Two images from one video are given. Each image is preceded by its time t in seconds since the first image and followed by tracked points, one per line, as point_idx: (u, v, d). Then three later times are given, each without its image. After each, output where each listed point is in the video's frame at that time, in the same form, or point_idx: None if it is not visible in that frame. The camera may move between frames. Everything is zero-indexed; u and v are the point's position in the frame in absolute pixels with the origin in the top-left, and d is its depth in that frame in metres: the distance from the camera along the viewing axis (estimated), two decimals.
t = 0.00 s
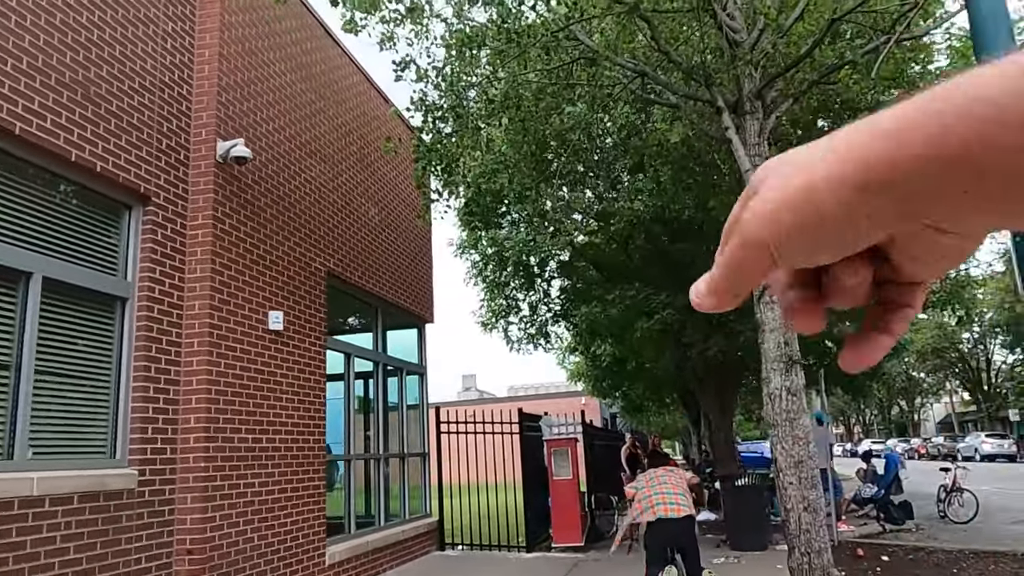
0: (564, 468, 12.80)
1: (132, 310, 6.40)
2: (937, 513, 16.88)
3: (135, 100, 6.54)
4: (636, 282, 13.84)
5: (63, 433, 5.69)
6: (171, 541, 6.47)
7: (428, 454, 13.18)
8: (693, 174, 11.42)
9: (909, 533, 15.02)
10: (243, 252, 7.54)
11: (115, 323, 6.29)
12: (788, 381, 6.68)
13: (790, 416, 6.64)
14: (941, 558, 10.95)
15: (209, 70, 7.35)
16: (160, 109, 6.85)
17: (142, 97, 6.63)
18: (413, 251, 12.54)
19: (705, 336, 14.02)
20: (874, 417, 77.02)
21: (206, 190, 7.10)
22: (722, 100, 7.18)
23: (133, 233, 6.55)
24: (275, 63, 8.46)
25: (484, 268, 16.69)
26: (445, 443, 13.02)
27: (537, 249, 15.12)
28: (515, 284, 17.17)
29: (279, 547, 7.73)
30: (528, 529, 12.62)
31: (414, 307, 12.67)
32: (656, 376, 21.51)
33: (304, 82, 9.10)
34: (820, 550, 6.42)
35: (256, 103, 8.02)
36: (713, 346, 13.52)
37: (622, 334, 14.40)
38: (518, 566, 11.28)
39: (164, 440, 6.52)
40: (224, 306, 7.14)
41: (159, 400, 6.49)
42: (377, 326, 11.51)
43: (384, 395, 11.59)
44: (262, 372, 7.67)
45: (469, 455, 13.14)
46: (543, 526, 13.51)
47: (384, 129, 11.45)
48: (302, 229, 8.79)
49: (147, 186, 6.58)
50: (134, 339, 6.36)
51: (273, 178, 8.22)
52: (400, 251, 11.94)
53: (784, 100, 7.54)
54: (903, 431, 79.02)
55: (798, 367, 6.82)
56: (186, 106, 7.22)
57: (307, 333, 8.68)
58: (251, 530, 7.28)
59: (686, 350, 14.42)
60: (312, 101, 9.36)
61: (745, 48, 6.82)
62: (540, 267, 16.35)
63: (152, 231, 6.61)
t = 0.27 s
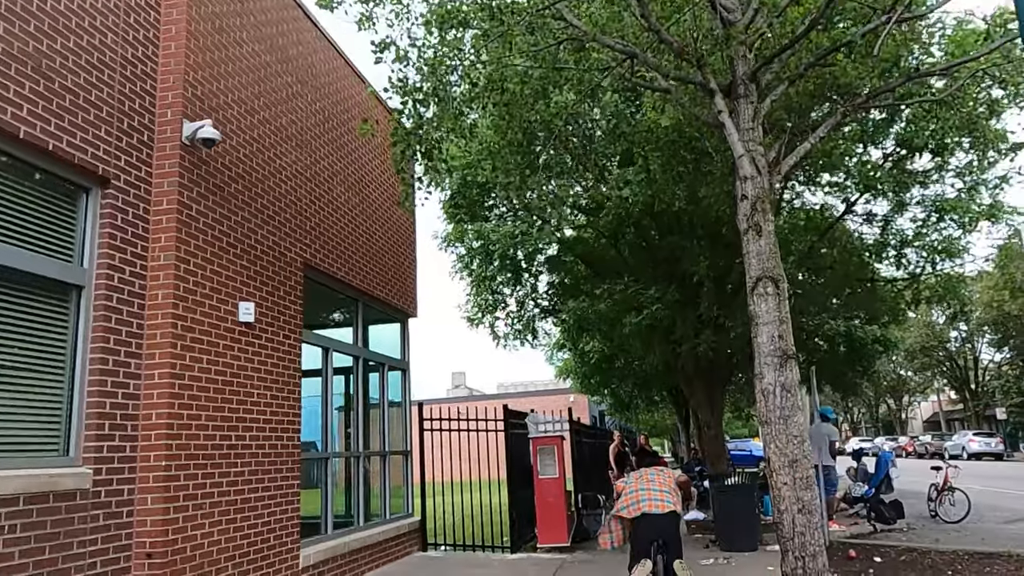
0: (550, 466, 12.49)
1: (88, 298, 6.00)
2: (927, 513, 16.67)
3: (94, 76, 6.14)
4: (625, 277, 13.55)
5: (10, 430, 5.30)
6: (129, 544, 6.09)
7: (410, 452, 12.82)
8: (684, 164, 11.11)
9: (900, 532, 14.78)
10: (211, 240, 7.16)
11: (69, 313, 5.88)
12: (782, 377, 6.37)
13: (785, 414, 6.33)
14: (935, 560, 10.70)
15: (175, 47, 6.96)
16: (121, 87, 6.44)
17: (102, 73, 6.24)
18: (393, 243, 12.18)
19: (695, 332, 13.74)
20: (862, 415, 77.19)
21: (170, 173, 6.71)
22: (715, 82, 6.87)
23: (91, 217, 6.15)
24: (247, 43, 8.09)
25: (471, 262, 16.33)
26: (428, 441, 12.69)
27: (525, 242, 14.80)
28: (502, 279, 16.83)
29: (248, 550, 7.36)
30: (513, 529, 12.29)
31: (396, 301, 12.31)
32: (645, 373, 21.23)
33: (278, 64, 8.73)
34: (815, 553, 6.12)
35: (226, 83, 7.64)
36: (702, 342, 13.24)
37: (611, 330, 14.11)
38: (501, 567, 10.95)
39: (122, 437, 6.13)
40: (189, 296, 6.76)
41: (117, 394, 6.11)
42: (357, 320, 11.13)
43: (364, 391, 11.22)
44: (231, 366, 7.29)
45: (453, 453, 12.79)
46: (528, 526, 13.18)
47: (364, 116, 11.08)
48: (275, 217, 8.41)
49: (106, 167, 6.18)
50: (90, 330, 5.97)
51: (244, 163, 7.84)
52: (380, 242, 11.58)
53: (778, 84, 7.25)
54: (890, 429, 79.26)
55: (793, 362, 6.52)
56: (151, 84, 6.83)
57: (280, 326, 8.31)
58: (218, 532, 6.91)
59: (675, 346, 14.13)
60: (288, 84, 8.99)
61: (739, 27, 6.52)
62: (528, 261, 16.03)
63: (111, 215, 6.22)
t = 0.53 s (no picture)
0: (533, 465, 12.16)
1: (33, 285, 5.59)
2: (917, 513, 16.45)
3: (42, 47, 5.74)
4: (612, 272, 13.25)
5: None
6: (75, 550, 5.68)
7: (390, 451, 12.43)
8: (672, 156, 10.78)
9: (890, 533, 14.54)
10: (171, 226, 6.77)
11: (10, 303, 5.45)
12: (772, 372, 6.04)
13: (775, 411, 6.00)
14: (926, 562, 10.43)
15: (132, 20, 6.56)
16: (71, 61, 6.02)
17: (52, 45, 5.83)
18: (372, 235, 11.79)
19: (683, 328, 13.43)
20: (850, 415, 77.38)
21: (126, 153, 6.31)
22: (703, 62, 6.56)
23: (37, 198, 5.73)
24: (213, 21, 7.70)
25: (455, 257, 15.98)
26: (407, 439, 12.32)
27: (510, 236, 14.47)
28: (487, 274, 16.48)
29: (210, 554, 6.97)
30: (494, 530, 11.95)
31: (375, 294, 11.91)
32: (633, 371, 20.93)
33: (246, 45, 8.34)
34: (805, 559, 5.80)
35: (189, 62, 7.24)
36: (690, 339, 12.95)
37: (596, 326, 13.80)
38: (482, 570, 10.60)
39: (69, 435, 5.73)
40: (145, 285, 6.36)
41: (63, 390, 5.70)
42: (333, 314, 10.74)
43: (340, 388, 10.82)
44: (192, 359, 6.90)
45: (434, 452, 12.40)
46: (511, 527, 12.82)
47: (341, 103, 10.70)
48: (243, 204, 8.02)
49: (54, 145, 5.77)
50: (33, 318, 5.55)
51: (209, 146, 7.45)
52: (358, 234, 11.19)
53: (769, 65, 6.93)
54: (878, 429, 79.45)
55: (783, 356, 6.19)
56: (106, 59, 6.42)
57: (248, 318, 7.91)
58: (177, 535, 6.52)
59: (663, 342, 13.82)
60: (259, 66, 8.60)
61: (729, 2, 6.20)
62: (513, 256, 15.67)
63: (58, 196, 5.81)
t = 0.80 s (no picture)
0: (514, 465, 11.87)
1: None
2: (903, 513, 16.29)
3: None
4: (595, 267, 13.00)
5: None
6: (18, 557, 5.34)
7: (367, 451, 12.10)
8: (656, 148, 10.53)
9: (877, 533, 14.34)
10: (127, 215, 6.43)
11: None
12: (756, 368, 5.78)
13: (758, 409, 5.75)
14: (914, 563, 10.22)
15: None
16: (16, 40, 5.67)
17: None
18: (347, 230, 11.48)
19: (668, 325, 13.19)
20: (836, 415, 77.62)
21: (77, 138, 5.98)
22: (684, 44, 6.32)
23: None
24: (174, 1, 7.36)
25: (437, 253, 15.66)
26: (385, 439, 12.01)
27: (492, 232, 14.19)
28: (469, 271, 16.18)
29: (169, 559, 6.64)
30: (474, 533, 11.65)
31: (351, 291, 11.59)
32: (619, 369, 20.70)
33: (211, 28, 8.01)
34: (789, 562, 5.54)
35: (148, 44, 6.91)
36: (674, 336, 12.72)
37: (579, 324, 13.55)
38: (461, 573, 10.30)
39: (12, 435, 5.39)
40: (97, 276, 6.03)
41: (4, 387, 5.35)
42: (306, 310, 10.41)
43: (313, 386, 10.49)
44: (149, 356, 6.57)
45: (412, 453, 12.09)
46: (491, 529, 12.53)
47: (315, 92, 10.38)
48: (207, 194, 7.69)
49: None
50: None
51: (169, 133, 7.12)
52: (331, 228, 10.87)
53: (752, 49, 6.71)
54: (864, 428, 79.76)
55: (768, 351, 5.94)
56: (55, 38, 6.08)
57: (212, 313, 7.58)
58: (132, 540, 6.19)
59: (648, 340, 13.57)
60: (225, 51, 8.27)
61: None
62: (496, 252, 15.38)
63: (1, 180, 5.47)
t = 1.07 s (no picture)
0: (501, 467, 11.53)
1: None
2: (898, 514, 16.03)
3: None
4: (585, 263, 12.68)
5: None
6: None
7: (349, 452, 11.72)
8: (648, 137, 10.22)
9: (872, 535, 14.05)
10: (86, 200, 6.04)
11: None
12: (754, 362, 5.46)
13: (756, 405, 5.42)
14: (912, 566, 9.92)
15: None
16: None
17: None
18: (328, 223, 11.12)
19: (659, 322, 12.88)
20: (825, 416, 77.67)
21: (31, 116, 5.59)
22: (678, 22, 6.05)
23: None
24: None
25: (423, 249, 15.30)
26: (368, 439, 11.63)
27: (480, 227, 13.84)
28: (456, 267, 15.82)
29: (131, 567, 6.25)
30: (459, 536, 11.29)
31: (332, 286, 11.21)
32: (609, 369, 20.39)
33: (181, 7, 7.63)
34: (789, 569, 5.21)
35: (111, 20, 6.53)
36: (665, 333, 12.41)
37: (568, 321, 13.22)
38: None
39: None
40: (53, 264, 5.65)
41: None
42: (285, 307, 10.02)
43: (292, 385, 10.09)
44: (110, 350, 6.18)
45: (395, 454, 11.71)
46: (477, 533, 12.16)
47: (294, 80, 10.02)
48: (175, 181, 7.30)
49: None
50: None
51: (134, 115, 6.74)
52: (312, 221, 10.51)
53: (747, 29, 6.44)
54: (853, 429, 79.82)
55: (766, 344, 5.62)
56: (9, 10, 5.70)
57: (181, 306, 7.20)
58: (89, 546, 5.80)
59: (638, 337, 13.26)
60: (197, 32, 7.90)
61: None
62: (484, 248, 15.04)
63: None
